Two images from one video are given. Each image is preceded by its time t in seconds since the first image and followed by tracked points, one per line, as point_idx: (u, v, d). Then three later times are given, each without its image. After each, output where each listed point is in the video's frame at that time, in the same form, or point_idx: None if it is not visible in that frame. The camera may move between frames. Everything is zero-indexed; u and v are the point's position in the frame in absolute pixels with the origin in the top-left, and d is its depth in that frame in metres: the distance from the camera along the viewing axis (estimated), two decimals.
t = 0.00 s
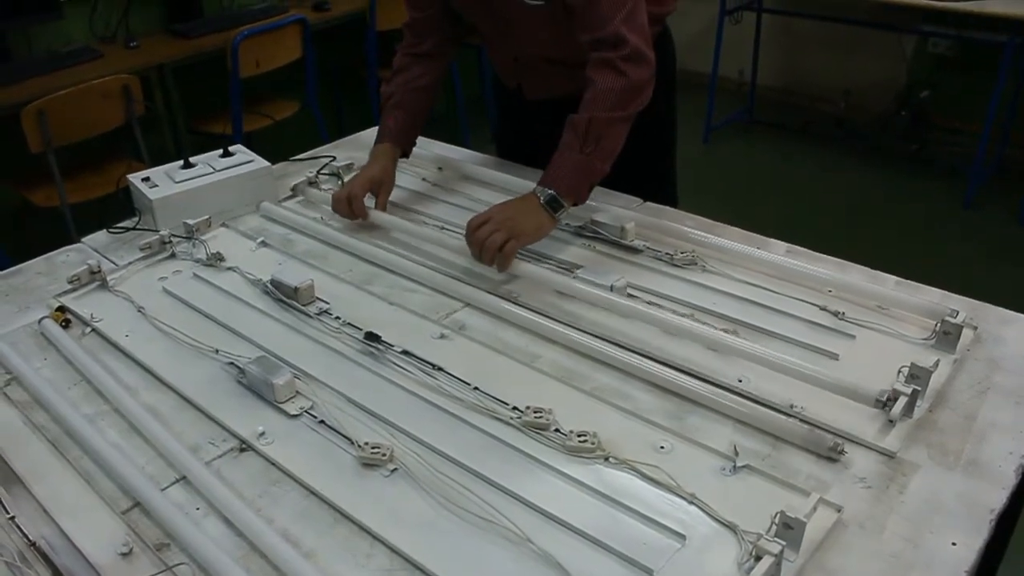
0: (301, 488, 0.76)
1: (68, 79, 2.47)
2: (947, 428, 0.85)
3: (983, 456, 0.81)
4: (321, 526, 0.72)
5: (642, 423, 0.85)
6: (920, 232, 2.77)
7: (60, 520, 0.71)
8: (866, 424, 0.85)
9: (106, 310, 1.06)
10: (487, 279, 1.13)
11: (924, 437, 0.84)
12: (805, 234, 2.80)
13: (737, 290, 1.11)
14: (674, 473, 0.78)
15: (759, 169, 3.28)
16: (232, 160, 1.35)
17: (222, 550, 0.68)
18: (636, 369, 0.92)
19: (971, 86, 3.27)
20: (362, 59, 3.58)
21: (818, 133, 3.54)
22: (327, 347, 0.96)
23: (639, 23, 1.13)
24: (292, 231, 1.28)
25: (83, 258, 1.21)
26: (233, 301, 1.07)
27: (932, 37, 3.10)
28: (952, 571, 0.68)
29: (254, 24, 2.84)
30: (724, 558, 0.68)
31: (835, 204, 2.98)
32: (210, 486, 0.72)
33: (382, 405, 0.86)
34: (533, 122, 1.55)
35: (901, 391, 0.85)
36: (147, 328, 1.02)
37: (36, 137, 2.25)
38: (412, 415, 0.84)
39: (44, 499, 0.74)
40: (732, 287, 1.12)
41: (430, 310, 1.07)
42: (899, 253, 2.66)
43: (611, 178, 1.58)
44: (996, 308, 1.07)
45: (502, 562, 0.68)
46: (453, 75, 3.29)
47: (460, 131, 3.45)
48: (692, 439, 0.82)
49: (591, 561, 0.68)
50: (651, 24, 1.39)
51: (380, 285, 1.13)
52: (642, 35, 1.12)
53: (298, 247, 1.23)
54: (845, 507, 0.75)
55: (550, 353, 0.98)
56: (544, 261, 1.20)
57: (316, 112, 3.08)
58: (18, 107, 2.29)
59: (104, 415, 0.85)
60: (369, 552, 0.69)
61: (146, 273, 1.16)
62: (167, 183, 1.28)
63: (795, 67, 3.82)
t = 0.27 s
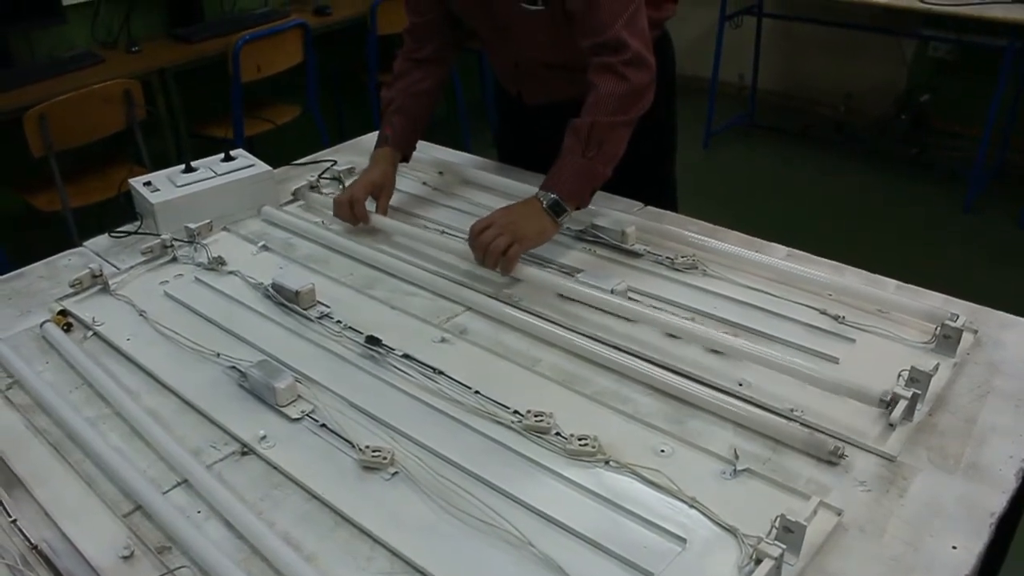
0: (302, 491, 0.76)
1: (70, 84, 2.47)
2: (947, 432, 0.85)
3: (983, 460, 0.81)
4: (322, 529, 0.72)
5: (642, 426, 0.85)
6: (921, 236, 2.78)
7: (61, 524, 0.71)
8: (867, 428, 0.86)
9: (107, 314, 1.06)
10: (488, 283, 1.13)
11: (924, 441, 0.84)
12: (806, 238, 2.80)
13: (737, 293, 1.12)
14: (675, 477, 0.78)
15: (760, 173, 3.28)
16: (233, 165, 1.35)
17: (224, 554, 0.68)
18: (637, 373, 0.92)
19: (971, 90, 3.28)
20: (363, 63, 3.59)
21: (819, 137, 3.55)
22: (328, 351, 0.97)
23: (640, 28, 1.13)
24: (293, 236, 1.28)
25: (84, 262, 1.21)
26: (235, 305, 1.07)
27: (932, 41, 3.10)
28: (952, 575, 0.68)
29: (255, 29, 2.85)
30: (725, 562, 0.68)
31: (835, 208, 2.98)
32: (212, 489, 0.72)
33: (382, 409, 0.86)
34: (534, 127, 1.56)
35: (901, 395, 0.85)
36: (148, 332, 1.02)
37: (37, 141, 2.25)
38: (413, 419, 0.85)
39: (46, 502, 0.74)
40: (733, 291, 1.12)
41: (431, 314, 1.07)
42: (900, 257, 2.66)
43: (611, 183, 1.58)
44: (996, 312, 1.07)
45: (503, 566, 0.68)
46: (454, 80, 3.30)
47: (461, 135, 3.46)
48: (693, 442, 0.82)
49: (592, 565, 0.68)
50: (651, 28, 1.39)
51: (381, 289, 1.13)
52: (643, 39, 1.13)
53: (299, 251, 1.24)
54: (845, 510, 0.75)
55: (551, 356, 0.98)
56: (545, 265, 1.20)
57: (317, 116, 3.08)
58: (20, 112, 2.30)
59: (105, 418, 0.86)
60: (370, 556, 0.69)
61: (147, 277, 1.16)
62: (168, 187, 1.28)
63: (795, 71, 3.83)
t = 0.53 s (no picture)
0: (304, 492, 0.76)
1: (73, 86, 2.48)
2: (949, 433, 0.85)
3: (985, 461, 0.81)
4: (323, 529, 0.72)
5: (643, 427, 0.85)
6: (922, 237, 2.77)
7: (64, 524, 0.71)
8: (868, 429, 0.86)
9: (110, 315, 1.07)
10: (490, 285, 1.13)
11: (926, 442, 0.84)
12: (808, 240, 2.80)
13: (738, 295, 1.12)
14: (677, 478, 0.78)
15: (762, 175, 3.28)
16: (235, 167, 1.35)
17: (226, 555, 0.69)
18: (639, 374, 0.92)
19: (973, 92, 3.28)
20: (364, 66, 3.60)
21: (820, 139, 3.55)
22: (330, 352, 0.97)
23: (643, 30, 1.13)
24: (295, 237, 1.28)
25: (87, 264, 1.21)
26: (237, 306, 1.07)
27: (934, 44, 3.10)
28: None
29: (257, 31, 2.85)
30: (726, 563, 0.68)
31: (837, 210, 2.98)
32: (214, 490, 0.73)
33: (384, 410, 0.86)
34: (535, 129, 1.56)
35: (903, 396, 0.85)
36: (151, 333, 1.02)
37: (40, 143, 2.26)
38: (414, 420, 0.85)
39: (49, 503, 0.74)
40: (734, 292, 1.12)
41: (433, 315, 1.07)
42: (902, 258, 2.66)
43: (612, 184, 1.59)
44: (998, 314, 1.07)
45: (504, 566, 0.68)
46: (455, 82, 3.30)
47: (463, 137, 3.46)
48: (694, 444, 0.82)
49: (593, 565, 0.68)
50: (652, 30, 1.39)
51: (383, 290, 1.13)
52: (646, 42, 1.13)
53: (301, 253, 1.24)
54: (847, 511, 0.75)
55: (552, 358, 0.98)
56: (546, 266, 1.20)
57: (319, 119, 3.09)
58: (23, 114, 2.31)
59: (108, 419, 0.86)
60: (371, 556, 0.69)
61: (150, 278, 1.16)
62: (170, 189, 1.28)
63: (797, 73, 3.83)
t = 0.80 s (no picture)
0: (305, 492, 0.76)
1: (76, 88, 2.49)
2: (950, 435, 0.85)
3: (986, 463, 0.81)
4: (324, 530, 0.72)
5: (644, 429, 0.85)
6: (926, 239, 2.77)
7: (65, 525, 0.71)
8: (869, 431, 0.86)
9: (112, 316, 1.07)
10: (491, 286, 1.13)
11: (927, 445, 0.84)
12: (811, 242, 2.79)
13: (740, 297, 1.12)
14: (677, 479, 0.78)
15: (764, 177, 3.28)
16: (238, 168, 1.36)
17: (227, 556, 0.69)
18: (640, 376, 0.92)
19: (976, 94, 3.27)
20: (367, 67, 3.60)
21: (823, 141, 3.54)
22: (331, 353, 0.97)
23: (645, 34, 1.13)
24: (297, 238, 1.29)
25: (89, 265, 1.21)
26: (238, 307, 1.08)
27: (937, 46, 3.10)
28: None
29: (260, 33, 2.86)
30: (726, 565, 0.68)
31: (839, 212, 2.98)
32: (215, 490, 0.73)
33: (385, 412, 0.86)
34: (536, 131, 1.56)
35: (904, 398, 0.85)
36: (153, 334, 1.02)
37: (43, 144, 2.27)
38: (414, 421, 0.85)
39: (50, 503, 0.74)
40: (736, 294, 1.12)
41: (434, 316, 1.07)
42: (904, 261, 2.66)
43: (614, 186, 1.59)
44: (1000, 316, 1.07)
45: (504, 568, 0.68)
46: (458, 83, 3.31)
47: (466, 139, 3.46)
48: (694, 446, 0.83)
49: (592, 566, 0.68)
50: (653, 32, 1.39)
51: (384, 292, 1.14)
52: (648, 46, 1.13)
53: (303, 254, 1.24)
54: (847, 513, 0.75)
55: (554, 359, 0.98)
56: (548, 267, 1.20)
57: (322, 120, 3.09)
58: (26, 116, 2.31)
59: (109, 420, 0.86)
60: (371, 557, 0.69)
61: (152, 279, 1.16)
62: (173, 190, 1.29)
63: (799, 75, 3.83)
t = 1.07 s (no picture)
0: (303, 493, 0.76)
1: (78, 88, 2.49)
2: (950, 436, 0.85)
3: (986, 464, 0.81)
4: (322, 531, 0.72)
5: (643, 430, 0.85)
6: (928, 240, 2.77)
7: (63, 525, 0.71)
8: (869, 432, 0.85)
9: (112, 316, 1.07)
10: (491, 286, 1.13)
11: (927, 446, 0.84)
12: (812, 242, 2.79)
13: (740, 297, 1.11)
14: (675, 480, 0.78)
15: (766, 176, 3.27)
16: (238, 168, 1.36)
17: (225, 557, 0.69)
18: (639, 377, 0.92)
19: (979, 94, 3.27)
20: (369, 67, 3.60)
21: (826, 140, 3.54)
22: (330, 353, 0.97)
23: (646, 36, 1.13)
24: (297, 238, 1.29)
25: (89, 265, 1.22)
26: (238, 307, 1.08)
27: (940, 46, 3.10)
28: None
29: (262, 33, 2.86)
30: (724, 565, 0.68)
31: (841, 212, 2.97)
32: (213, 491, 0.73)
33: (384, 412, 0.86)
34: (537, 131, 1.56)
35: (904, 399, 0.85)
36: (153, 334, 1.02)
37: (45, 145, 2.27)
38: (413, 421, 0.85)
39: (48, 503, 0.74)
40: (736, 294, 1.12)
41: (433, 316, 1.07)
42: (906, 261, 2.65)
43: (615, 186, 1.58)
44: (1000, 317, 1.07)
45: (502, 569, 0.68)
46: (460, 83, 3.31)
47: (468, 139, 3.46)
48: (693, 446, 0.82)
49: (589, 567, 0.68)
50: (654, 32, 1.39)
51: (384, 292, 1.14)
52: (649, 48, 1.13)
53: (303, 254, 1.24)
54: (846, 514, 0.75)
55: (553, 360, 0.98)
56: (548, 267, 1.20)
57: (324, 120, 3.09)
58: (28, 116, 2.32)
59: (108, 420, 0.86)
60: (369, 558, 0.69)
61: (152, 279, 1.17)
62: (173, 191, 1.29)
63: (801, 74, 3.82)
